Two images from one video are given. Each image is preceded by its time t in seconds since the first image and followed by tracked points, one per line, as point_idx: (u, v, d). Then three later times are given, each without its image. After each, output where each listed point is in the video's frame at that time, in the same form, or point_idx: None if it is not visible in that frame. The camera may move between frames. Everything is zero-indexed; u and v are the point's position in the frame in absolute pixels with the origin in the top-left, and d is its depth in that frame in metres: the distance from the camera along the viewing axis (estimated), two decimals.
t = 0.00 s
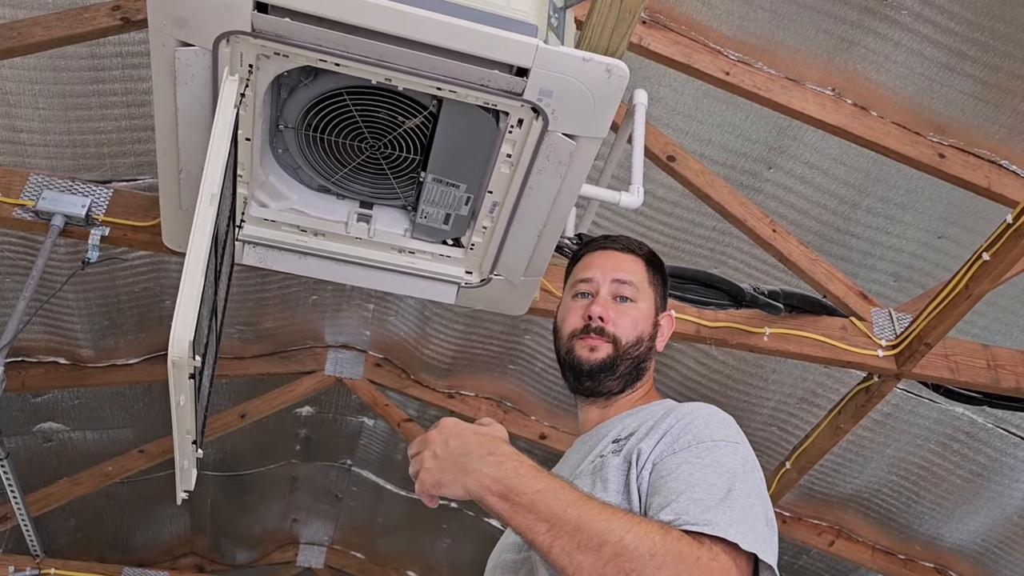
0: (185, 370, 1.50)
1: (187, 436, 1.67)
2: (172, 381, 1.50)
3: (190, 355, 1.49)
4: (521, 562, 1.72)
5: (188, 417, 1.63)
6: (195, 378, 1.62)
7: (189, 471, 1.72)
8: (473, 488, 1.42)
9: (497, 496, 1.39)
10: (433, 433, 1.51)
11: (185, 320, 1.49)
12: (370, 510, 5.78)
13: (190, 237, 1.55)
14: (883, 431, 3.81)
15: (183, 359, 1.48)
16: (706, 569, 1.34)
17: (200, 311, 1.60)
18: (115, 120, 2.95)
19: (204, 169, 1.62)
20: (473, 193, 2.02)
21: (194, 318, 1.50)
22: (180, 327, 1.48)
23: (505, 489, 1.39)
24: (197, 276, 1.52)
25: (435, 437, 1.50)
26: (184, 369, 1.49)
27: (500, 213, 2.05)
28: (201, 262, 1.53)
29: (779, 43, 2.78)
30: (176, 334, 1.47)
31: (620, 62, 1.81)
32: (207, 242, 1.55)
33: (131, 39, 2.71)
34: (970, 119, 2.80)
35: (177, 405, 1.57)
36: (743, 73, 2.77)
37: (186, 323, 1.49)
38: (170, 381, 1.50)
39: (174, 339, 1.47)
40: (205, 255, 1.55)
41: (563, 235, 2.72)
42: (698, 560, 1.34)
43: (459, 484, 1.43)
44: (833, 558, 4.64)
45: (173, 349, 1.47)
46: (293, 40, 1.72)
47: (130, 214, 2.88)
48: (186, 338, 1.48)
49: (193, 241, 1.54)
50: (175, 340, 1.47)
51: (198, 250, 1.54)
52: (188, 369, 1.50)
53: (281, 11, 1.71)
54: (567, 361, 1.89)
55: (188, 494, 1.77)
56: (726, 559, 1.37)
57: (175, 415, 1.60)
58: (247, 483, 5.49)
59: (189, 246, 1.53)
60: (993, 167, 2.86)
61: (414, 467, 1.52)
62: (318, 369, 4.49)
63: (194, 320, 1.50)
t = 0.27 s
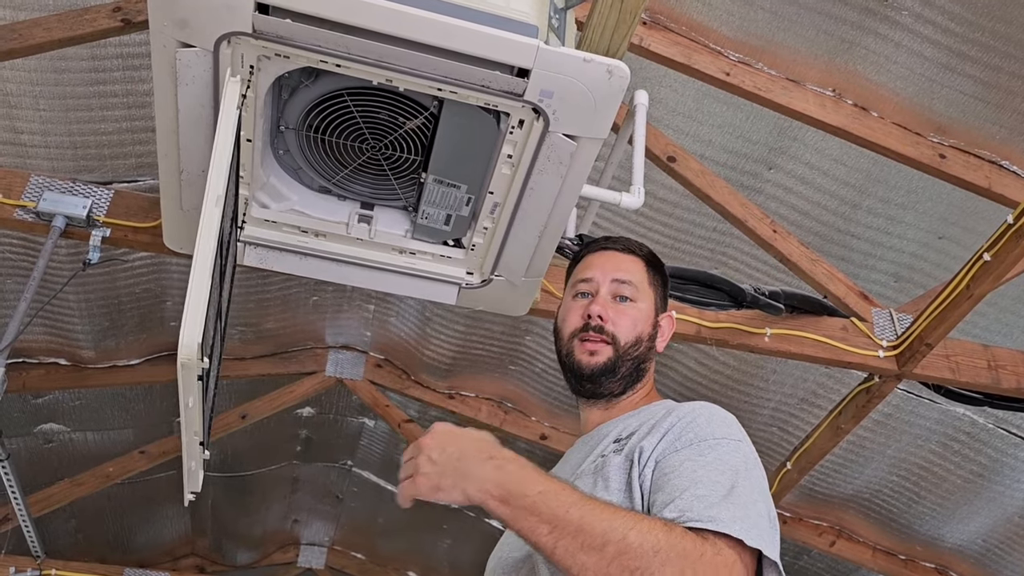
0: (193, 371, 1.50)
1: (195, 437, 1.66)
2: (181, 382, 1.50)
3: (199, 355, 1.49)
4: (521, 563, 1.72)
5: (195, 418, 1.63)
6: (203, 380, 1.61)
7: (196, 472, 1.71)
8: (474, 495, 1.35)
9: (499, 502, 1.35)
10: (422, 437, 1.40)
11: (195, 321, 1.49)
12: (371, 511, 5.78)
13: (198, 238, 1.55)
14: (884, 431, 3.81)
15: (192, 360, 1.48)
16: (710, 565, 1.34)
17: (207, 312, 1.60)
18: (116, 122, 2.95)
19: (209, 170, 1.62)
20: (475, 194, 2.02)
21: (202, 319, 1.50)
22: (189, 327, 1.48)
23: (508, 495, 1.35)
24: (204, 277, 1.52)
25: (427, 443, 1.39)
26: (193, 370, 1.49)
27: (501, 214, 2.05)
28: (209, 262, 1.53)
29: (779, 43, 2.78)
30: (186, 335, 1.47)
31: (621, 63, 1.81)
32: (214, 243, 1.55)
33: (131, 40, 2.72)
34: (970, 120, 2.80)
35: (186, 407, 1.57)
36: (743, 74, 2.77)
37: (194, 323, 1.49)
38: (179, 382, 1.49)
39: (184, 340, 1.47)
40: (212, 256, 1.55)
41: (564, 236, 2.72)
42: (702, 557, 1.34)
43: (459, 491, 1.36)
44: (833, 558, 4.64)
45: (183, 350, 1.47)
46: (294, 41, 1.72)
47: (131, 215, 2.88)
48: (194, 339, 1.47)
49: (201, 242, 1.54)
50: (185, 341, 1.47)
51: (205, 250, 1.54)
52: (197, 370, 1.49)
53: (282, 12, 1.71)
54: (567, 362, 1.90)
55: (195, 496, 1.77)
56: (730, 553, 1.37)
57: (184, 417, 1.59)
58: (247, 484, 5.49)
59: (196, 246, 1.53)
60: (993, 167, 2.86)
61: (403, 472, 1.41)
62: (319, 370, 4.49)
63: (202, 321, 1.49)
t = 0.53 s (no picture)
0: (185, 371, 1.50)
1: (188, 437, 1.67)
2: (173, 382, 1.50)
3: (191, 356, 1.49)
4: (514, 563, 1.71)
5: (189, 418, 1.63)
6: (196, 380, 1.61)
7: (189, 472, 1.72)
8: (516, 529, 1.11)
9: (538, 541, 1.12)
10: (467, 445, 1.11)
11: (186, 321, 1.49)
12: (371, 510, 5.78)
13: (191, 238, 1.54)
14: (883, 431, 3.81)
15: (184, 360, 1.48)
16: None
17: (200, 312, 1.60)
18: (114, 121, 2.95)
19: (204, 171, 1.62)
20: (472, 193, 2.02)
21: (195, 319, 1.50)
22: (181, 328, 1.48)
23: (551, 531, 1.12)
24: (197, 278, 1.52)
25: (473, 453, 1.11)
26: (185, 370, 1.49)
27: (499, 214, 2.05)
28: (202, 263, 1.53)
29: (779, 42, 2.78)
30: (177, 335, 1.47)
31: (619, 62, 1.81)
32: (207, 243, 1.55)
33: (130, 39, 2.72)
34: (969, 119, 2.80)
35: (178, 407, 1.57)
36: (743, 73, 2.76)
37: (186, 323, 1.49)
38: (171, 382, 1.49)
39: (175, 340, 1.47)
40: (206, 256, 1.55)
41: (562, 236, 2.72)
42: None
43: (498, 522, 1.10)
44: (833, 558, 4.63)
45: (175, 350, 1.47)
46: (291, 40, 1.72)
47: (129, 215, 2.88)
48: (186, 339, 1.47)
49: (194, 242, 1.54)
50: (177, 341, 1.47)
51: (198, 251, 1.54)
52: (189, 370, 1.49)
53: (279, 12, 1.71)
54: (557, 362, 1.88)
55: (189, 495, 1.77)
56: None
57: (176, 417, 1.60)
58: (247, 483, 5.49)
59: (190, 246, 1.53)
60: (993, 166, 2.86)
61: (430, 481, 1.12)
62: (318, 370, 4.49)
63: (194, 321, 1.49)
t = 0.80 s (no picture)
0: (179, 370, 1.49)
1: (181, 436, 1.66)
2: (166, 381, 1.50)
3: (184, 354, 1.49)
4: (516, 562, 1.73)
5: (181, 416, 1.63)
6: (190, 378, 1.61)
7: (184, 471, 1.71)
8: None
9: None
10: None
11: (179, 320, 1.49)
12: (372, 511, 5.78)
13: (187, 237, 1.54)
14: (884, 431, 3.81)
15: (176, 359, 1.48)
16: None
17: (195, 311, 1.60)
18: (116, 121, 2.95)
19: (203, 170, 1.62)
20: (473, 193, 2.02)
21: (189, 317, 1.50)
22: (174, 326, 1.48)
23: None
24: (192, 276, 1.52)
25: None
26: (178, 369, 1.49)
27: (500, 213, 2.05)
28: (197, 262, 1.53)
29: (779, 42, 2.78)
30: (170, 333, 1.47)
31: (620, 62, 1.81)
32: (203, 242, 1.55)
33: (131, 39, 2.72)
34: (970, 119, 2.80)
35: (172, 405, 1.57)
36: (743, 73, 2.76)
37: (180, 322, 1.49)
38: (164, 380, 1.49)
39: (168, 338, 1.47)
40: (201, 256, 1.55)
41: (562, 235, 2.72)
42: None
43: None
44: (834, 558, 4.63)
45: (167, 348, 1.47)
46: (292, 40, 1.72)
47: (130, 215, 2.88)
48: (180, 338, 1.47)
49: (189, 241, 1.54)
50: (169, 340, 1.47)
51: (194, 250, 1.54)
52: (182, 369, 1.49)
53: (281, 11, 1.71)
54: (556, 355, 1.88)
55: (183, 493, 1.76)
56: None
57: (168, 414, 1.59)
58: (248, 484, 5.49)
59: (185, 245, 1.53)
60: (993, 166, 2.86)
61: None
62: (319, 370, 4.49)
63: (187, 320, 1.49)
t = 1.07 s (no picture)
0: (178, 373, 1.50)
1: (181, 438, 1.67)
2: (166, 383, 1.51)
3: (184, 357, 1.50)
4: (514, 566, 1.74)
5: (181, 419, 1.63)
6: (190, 381, 1.62)
7: (184, 473, 1.72)
8: None
9: None
10: None
11: (179, 323, 1.49)
12: (372, 511, 5.78)
13: (187, 240, 1.55)
14: (883, 431, 3.82)
15: (176, 362, 1.48)
16: None
17: (195, 314, 1.61)
18: (116, 123, 2.96)
19: (203, 173, 1.63)
20: (472, 196, 2.03)
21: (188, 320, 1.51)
22: (174, 329, 1.49)
23: None
24: (191, 280, 1.52)
25: None
26: (178, 373, 1.50)
27: (499, 216, 2.05)
28: (196, 265, 1.53)
29: (778, 44, 2.79)
30: (170, 336, 1.48)
31: (619, 66, 1.82)
32: (202, 246, 1.56)
33: (131, 42, 2.73)
34: (968, 120, 2.81)
35: (171, 407, 1.57)
36: (742, 74, 2.77)
37: (180, 325, 1.49)
38: (163, 383, 1.50)
39: (167, 341, 1.47)
40: (200, 259, 1.55)
41: (562, 237, 2.73)
42: None
43: None
44: (833, 558, 4.63)
45: (167, 351, 1.48)
46: (292, 44, 1.73)
47: (131, 217, 2.89)
48: (179, 341, 1.48)
49: (189, 244, 1.55)
50: (168, 343, 1.47)
51: (193, 253, 1.55)
52: (182, 372, 1.50)
53: (281, 15, 1.72)
54: (560, 356, 1.89)
55: (183, 496, 1.77)
56: None
57: (168, 416, 1.60)
58: (248, 484, 5.50)
59: (185, 248, 1.54)
60: (992, 168, 2.86)
61: None
62: (319, 370, 4.50)
63: (187, 323, 1.50)
